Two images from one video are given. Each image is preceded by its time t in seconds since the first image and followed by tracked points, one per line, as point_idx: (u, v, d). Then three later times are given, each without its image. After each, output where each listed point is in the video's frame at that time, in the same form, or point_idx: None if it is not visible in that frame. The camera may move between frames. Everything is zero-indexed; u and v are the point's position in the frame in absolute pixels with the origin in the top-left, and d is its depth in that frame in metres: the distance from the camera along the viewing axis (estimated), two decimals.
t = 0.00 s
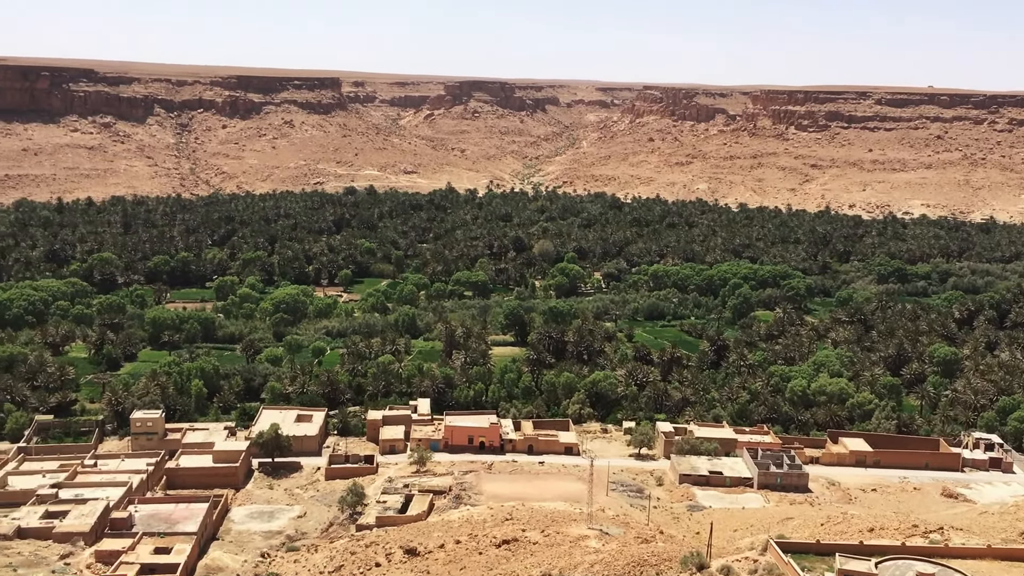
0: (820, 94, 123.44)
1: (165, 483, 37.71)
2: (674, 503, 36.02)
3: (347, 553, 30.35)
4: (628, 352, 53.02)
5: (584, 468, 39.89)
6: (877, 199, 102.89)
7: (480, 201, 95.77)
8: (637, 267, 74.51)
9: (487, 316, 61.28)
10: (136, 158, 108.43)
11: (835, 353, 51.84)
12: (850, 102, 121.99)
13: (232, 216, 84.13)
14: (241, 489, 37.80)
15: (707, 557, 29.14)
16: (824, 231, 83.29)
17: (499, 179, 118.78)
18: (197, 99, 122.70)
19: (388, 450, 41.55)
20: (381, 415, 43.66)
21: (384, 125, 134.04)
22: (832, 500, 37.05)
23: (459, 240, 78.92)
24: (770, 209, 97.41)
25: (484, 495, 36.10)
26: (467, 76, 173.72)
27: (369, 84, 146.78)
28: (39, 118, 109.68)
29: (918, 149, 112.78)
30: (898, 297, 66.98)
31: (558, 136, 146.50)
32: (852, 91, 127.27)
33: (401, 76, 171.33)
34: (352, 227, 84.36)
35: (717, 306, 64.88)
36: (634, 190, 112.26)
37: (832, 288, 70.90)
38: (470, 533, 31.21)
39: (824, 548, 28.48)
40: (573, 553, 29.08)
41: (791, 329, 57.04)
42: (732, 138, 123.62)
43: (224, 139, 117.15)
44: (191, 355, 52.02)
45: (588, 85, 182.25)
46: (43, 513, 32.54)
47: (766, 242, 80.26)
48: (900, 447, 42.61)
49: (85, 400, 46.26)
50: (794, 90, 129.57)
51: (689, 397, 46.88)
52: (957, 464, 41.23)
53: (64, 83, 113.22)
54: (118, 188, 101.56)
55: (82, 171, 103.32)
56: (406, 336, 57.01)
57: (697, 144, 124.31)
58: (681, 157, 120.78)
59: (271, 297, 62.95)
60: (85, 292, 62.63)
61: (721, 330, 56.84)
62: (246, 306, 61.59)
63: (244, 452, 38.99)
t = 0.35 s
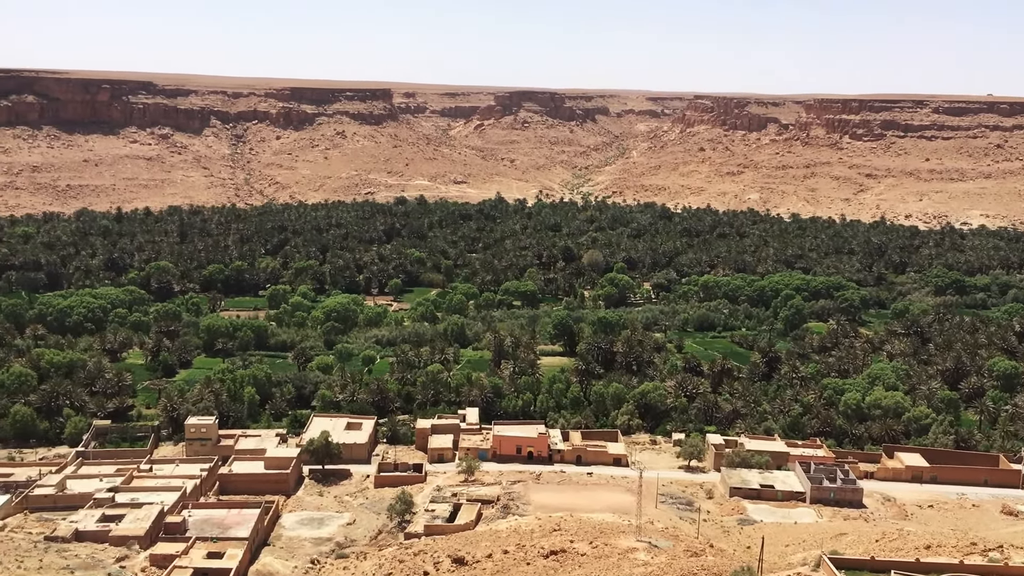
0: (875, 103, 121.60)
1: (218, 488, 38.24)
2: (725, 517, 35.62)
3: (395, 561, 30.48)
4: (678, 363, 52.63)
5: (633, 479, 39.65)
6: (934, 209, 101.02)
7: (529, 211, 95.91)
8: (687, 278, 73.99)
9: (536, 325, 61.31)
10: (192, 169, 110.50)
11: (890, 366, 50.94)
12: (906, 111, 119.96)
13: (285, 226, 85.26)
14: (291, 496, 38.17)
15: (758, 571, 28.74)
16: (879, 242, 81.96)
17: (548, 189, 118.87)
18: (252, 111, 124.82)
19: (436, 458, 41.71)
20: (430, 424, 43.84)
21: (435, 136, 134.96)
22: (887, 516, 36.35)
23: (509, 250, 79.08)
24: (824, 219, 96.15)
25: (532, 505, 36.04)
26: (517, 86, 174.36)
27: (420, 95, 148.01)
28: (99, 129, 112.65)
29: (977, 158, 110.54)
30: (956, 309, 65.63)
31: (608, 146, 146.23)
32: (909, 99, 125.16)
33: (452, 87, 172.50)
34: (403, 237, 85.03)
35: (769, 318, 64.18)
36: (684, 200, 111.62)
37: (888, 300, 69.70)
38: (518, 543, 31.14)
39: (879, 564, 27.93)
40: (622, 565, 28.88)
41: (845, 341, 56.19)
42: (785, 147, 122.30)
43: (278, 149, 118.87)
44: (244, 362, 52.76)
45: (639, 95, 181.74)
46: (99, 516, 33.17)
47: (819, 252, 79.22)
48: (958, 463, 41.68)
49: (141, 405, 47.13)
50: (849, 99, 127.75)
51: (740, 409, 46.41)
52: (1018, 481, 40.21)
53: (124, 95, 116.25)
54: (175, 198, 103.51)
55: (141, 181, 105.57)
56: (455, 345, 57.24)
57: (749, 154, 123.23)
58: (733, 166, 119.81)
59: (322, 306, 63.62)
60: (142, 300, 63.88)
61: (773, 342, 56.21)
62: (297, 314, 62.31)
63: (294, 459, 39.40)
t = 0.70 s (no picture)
0: (933, 102, 119.31)
1: (272, 490, 38.74)
2: (779, 523, 35.16)
3: (447, 564, 30.58)
4: (731, 367, 52.10)
5: (685, 484, 39.32)
6: (995, 210, 98.74)
7: (580, 215, 95.71)
8: (740, 281, 73.25)
9: (586, 329, 61.13)
10: (247, 175, 112.17)
11: (949, 370, 49.87)
12: (966, 110, 117.51)
13: (337, 231, 86.16)
14: (344, 498, 38.53)
15: None
16: (938, 244, 80.32)
17: (599, 193, 118.56)
18: (304, 117, 126.43)
19: (487, 462, 41.79)
20: (480, 428, 43.93)
21: (485, 140, 135.39)
22: (947, 524, 35.59)
23: (559, 254, 78.98)
24: (880, 221, 94.53)
25: (583, 510, 35.90)
26: (567, 89, 174.24)
27: (470, 100, 148.70)
28: (158, 137, 115.24)
29: None
30: (1019, 312, 64.03)
31: (658, 148, 145.37)
32: (968, 98, 122.51)
33: (502, 91, 172.97)
34: (453, 241, 85.38)
35: (824, 321, 63.28)
36: (736, 203, 110.56)
37: (948, 303, 68.27)
38: (569, 548, 31.05)
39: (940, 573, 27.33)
40: (675, 571, 28.61)
41: (903, 345, 55.16)
42: (840, 148, 120.48)
43: (331, 155, 120.15)
44: (297, 366, 53.37)
45: (690, 97, 180.51)
46: (158, 517, 33.76)
47: (875, 255, 77.92)
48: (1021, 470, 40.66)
49: (197, 408, 47.90)
50: (906, 98, 125.40)
51: (795, 414, 45.81)
52: None
53: (182, 104, 118.85)
54: (230, 204, 105.06)
55: (197, 187, 107.41)
56: (505, 349, 57.28)
57: (803, 155, 121.66)
58: (786, 168, 118.40)
59: (374, 310, 64.13)
60: (198, 304, 64.98)
61: (828, 347, 55.37)
62: (349, 318, 62.86)
63: (347, 461, 39.77)
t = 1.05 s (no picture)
0: (992, 91, 116.55)
1: (325, 485, 39.15)
2: (834, 520, 34.69)
3: (498, 559, 30.67)
4: (783, 362, 51.47)
5: (738, 481, 38.97)
6: None
7: (629, 210, 95.21)
8: (792, 275, 72.35)
9: (636, 325, 60.84)
10: (298, 174, 113.42)
11: (1010, 365, 48.75)
12: None
13: (387, 228, 86.74)
14: (395, 493, 38.84)
15: None
16: (998, 235, 78.46)
17: (648, 187, 117.88)
18: (354, 115, 127.42)
19: (537, 458, 41.84)
20: (530, 423, 43.96)
21: (533, 136, 135.34)
22: (1008, 522, 34.83)
23: (608, 249, 78.67)
24: (937, 213, 92.65)
25: (634, 506, 35.73)
26: (615, 84, 173.38)
27: (518, 96, 148.86)
28: (211, 137, 117.11)
29: None
30: None
31: (708, 141, 144.00)
32: None
33: (550, 86, 172.68)
34: (502, 237, 85.48)
35: (879, 316, 62.25)
36: (788, 196, 109.21)
37: (1008, 296, 66.73)
38: (620, 544, 30.92)
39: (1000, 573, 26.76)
40: (727, 568, 28.36)
41: (961, 340, 54.05)
42: (895, 139, 118.25)
43: (380, 153, 120.93)
44: (349, 362, 53.86)
45: (740, 90, 178.49)
46: (214, 510, 34.32)
47: (932, 248, 76.43)
48: None
49: (252, 403, 48.57)
50: (964, 87, 122.60)
51: (849, 410, 45.16)
52: None
53: (234, 104, 120.65)
54: (282, 202, 106.23)
55: (250, 186, 108.83)
56: (554, 345, 57.23)
57: (857, 147, 119.69)
58: (839, 160, 116.63)
59: (423, 306, 64.48)
60: (252, 301, 65.88)
61: (884, 341, 54.45)
62: (400, 315, 63.27)
63: (399, 457, 40.08)
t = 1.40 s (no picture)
0: None
1: (372, 477, 39.48)
2: (885, 519, 34.16)
3: (543, 553, 30.71)
4: (833, 358, 50.80)
5: (786, 477, 38.56)
6: None
7: (676, 204, 94.56)
8: (843, 270, 71.35)
9: (683, 319, 60.44)
10: (346, 168, 114.37)
11: None
12: None
13: (434, 222, 87.08)
14: (442, 485, 39.05)
15: None
16: None
17: (696, 181, 117.01)
18: (401, 110, 128.03)
19: (583, 452, 41.78)
20: (576, 418, 43.90)
21: (580, 129, 134.99)
22: None
23: (655, 243, 78.24)
24: (994, 206, 90.69)
25: (681, 501, 35.52)
26: (663, 77, 172.08)
27: (565, 90, 148.73)
28: (261, 133, 118.52)
29: None
30: None
31: (758, 134, 142.36)
32: None
33: (597, 80, 171.86)
34: (548, 231, 85.41)
35: (933, 311, 61.14)
36: (839, 189, 107.68)
37: None
38: (666, 539, 30.75)
39: None
40: (775, 565, 28.08)
41: (1018, 336, 52.88)
42: (950, 131, 115.90)
43: (427, 147, 121.41)
44: (395, 355, 54.22)
45: (791, 81, 176.13)
46: (264, 501, 34.78)
47: (988, 241, 74.83)
48: None
49: (300, 396, 49.13)
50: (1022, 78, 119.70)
51: (902, 406, 44.43)
52: None
53: (284, 100, 121.87)
54: (330, 197, 107.16)
55: (299, 181, 109.93)
56: (601, 339, 57.06)
57: (911, 139, 117.51)
58: (892, 152, 114.69)
59: (470, 300, 64.70)
60: (300, 295, 66.57)
61: (937, 337, 53.47)
62: (446, 309, 63.52)
63: (445, 449, 40.29)
